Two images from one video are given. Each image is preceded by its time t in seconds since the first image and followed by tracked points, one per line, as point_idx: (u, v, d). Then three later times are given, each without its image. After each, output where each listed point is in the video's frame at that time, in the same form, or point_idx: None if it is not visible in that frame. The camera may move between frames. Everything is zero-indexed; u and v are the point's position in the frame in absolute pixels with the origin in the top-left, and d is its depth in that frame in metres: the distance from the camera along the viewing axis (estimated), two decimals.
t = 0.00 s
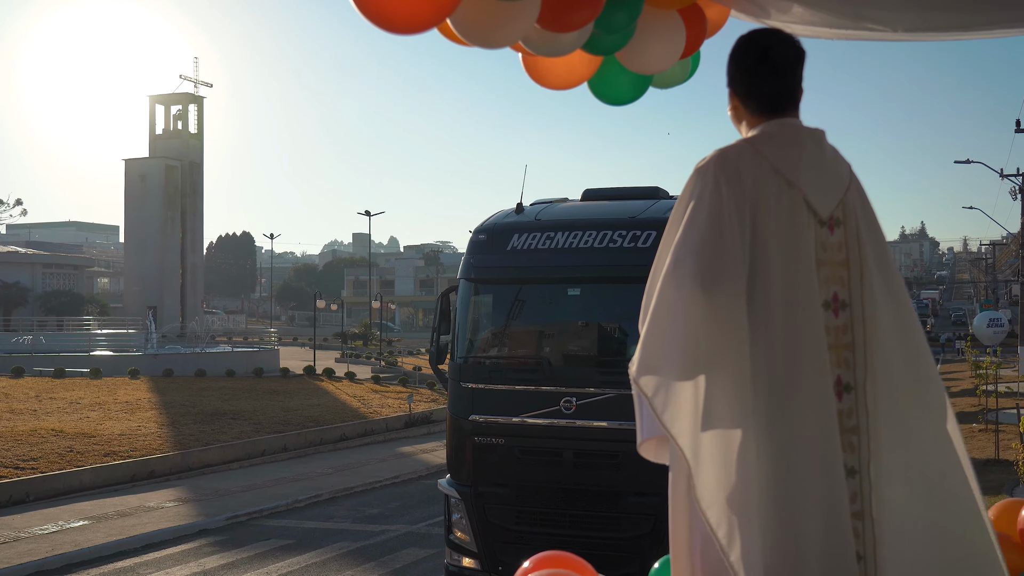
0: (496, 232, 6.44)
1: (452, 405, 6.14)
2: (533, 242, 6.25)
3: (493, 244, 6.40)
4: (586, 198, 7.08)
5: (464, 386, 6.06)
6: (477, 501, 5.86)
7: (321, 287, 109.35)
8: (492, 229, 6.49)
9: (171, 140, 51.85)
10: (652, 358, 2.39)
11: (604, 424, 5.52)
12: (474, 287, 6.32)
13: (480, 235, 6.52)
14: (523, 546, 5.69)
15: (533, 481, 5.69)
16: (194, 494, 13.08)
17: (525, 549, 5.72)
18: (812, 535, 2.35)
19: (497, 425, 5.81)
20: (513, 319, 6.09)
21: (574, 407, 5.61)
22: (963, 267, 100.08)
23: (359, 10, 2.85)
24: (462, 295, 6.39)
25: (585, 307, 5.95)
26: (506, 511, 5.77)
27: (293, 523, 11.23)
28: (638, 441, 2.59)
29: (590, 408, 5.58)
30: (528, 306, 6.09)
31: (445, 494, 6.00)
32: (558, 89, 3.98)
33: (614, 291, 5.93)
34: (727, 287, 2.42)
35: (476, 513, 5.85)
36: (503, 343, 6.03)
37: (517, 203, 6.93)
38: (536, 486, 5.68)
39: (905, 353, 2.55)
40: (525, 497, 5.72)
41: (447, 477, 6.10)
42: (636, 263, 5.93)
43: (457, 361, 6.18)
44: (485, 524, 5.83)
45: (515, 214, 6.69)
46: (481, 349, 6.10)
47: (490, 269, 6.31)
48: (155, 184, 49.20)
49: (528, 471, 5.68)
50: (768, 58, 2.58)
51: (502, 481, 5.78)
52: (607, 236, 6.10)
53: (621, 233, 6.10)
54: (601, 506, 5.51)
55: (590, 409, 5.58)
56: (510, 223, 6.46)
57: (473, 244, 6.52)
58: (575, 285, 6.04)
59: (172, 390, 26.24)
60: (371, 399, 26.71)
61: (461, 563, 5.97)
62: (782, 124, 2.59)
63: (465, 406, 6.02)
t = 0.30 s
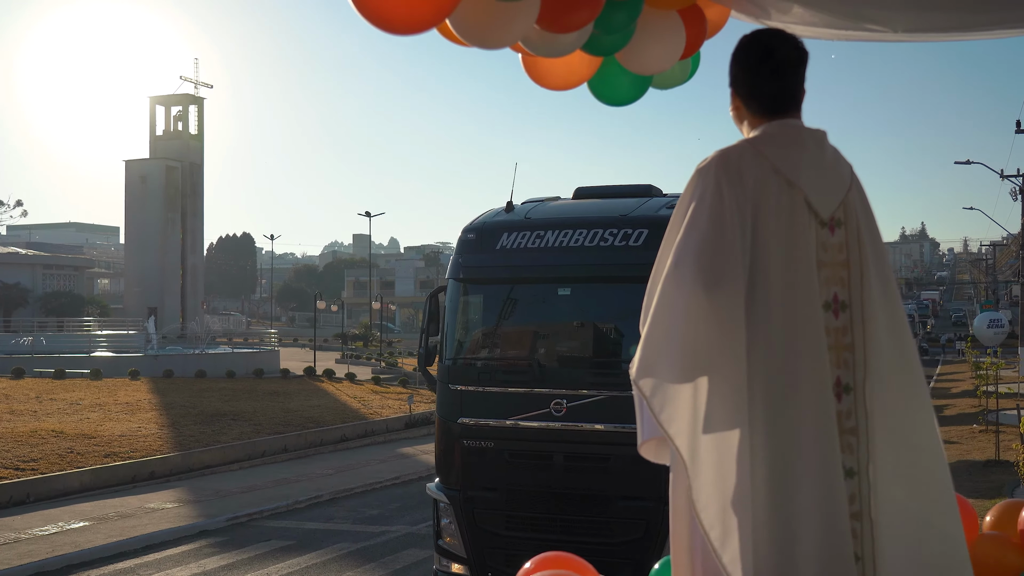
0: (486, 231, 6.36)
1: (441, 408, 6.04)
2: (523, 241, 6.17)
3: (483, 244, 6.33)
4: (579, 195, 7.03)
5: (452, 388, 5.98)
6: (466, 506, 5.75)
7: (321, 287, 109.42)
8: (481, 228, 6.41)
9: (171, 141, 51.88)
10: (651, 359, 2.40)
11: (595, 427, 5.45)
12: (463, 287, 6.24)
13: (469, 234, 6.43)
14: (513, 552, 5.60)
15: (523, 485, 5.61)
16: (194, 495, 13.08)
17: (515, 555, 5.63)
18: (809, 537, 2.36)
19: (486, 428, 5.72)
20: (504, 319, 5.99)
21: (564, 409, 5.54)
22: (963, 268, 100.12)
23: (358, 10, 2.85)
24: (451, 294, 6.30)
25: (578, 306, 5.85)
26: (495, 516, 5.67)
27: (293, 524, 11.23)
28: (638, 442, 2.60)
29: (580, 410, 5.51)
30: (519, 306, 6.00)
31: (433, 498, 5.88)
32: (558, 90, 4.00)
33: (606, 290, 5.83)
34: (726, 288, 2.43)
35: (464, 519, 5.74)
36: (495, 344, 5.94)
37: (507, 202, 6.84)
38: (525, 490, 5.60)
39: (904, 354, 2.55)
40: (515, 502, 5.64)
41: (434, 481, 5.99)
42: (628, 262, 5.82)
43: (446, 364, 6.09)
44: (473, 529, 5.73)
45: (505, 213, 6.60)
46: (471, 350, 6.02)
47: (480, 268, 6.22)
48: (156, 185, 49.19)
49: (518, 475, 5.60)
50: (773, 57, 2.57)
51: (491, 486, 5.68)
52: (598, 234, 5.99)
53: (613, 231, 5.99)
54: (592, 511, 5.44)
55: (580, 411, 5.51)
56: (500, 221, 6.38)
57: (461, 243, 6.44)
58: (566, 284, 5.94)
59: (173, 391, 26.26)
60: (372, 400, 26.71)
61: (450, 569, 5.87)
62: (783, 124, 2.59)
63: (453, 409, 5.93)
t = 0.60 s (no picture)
0: (474, 230, 6.24)
1: (428, 412, 5.95)
2: (512, 241, 6.06)
3: (471, 244, 6.21)
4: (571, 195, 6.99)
5: (440, 392, 5.89)
6: (454, 512, 5.64)
7: (319, 290, 109.41)
8: (470, 228, 6.29)
9: (169, 144, 51.81)
10: (649, 362, 2.40)
11: (585, 431, 5.36)
12: (451, 288, 6.13)
13: (457, 234, 6.32)
14: (501, 559, 5.48)
15: (511, 491, 5.50)
16: (193, 498, 13.05)
17: (502, 562, 5.51)
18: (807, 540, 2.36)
19: (473, 432, 5.65)
20: (494, 320, 5.91)
21: (553, 413, 5.46)
22: (961, 271, 100.31)
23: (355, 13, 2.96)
24: (439, 295, 6.20)
25: (568, 308, 5.76)
26: (483, 523, 5.56)
27: (291, 527, 11.21)
28: (638, 444, 2.60)
29: (569, 414, 5.43)
30: (508, 308, 5.90)
31: (420, 504, 5.77)
32: (558, 93, 4.07)
33: (596, 291, 5.73)
34: (726, 290, 2.43)
35: (452, 524, 5.63)
36: (485, 347, 5.85)
37: (496, 200, 6.72)
38: (514, 497, 5.49)
39: (901, 358, 2.56)
40: (503, 509, 5.53)
41: (422, 486, 5.88)
42: (620, 263, 5.71)
43: (433, 366, 6.01)
44: (461, 536, 5.62)
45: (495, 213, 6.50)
46: (459, 353, 5.93)
47: (468, 268, 6.11)
48: (154, 188, 49.15)
49: (507, 480, 5.50)
50: (770, 60, 2.58)
51: (480, 491, 5.59)
52: (588, 234, 5.87)
53: (603, 231, 5.86)
54: (582, 517, 5.32)
55: (569, 415, 5.43)
56: (489, 221, 6.27)
57: (449, 243, 6.33)
58: (554, 286, 5.84)
59: (171, 393, 26.24)
60: (370, 402, 26.72)
61: None
62: (781, 128, 2.61)
63: (441, 412, 5.84)
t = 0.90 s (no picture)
0: (464, 230, 6.22)
1: (416, 417, 5.90)
2: (502, 242, 6.04)
3: (460, 244, 6.19)
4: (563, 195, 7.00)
5: (427, 395, 5.86)
6: (442, 519, 5.59)
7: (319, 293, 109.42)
8: (459, 227, 6.27)
9: (169, 147, 51.84)
10: (649, 365, 2.42)
11: (577, 436, 5.33)
12: (440, 289, 6.11)
13: (446, 234, 6.29)
14: (490, 565, 5.47)
15: (501, 497, 5.47)
16: (193, 500, 13.06)
17: (491, 568, 5.50)
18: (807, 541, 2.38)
19: (462, 437, 5.59)
20: (485, 321, 5.90)
21: (543, 417, 5.44)
22: (961, 274, 100.39)
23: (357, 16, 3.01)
24: (428, 297, 6.17)
25: (559, 310, 5.75)
26: (472, 529, 5.53)
27: (290, 530, 11.22)
28: (638, 448, 2.61)
29: (560, 419, 5.40)
30: (499, 311, 5.88)
31: (408, 510, 5.72)
32: (556, 97, 4.12)
33: (588, 292, 5.73)
34: (724, 293, 2.45)
35: (440, 531, 5.59)
36: (475, 348, 5.84)
37: (486, 200, 6.69)
38: (504, 502, 5.46)
39: (898, 360, 2.59)
40: (492, 515, 5.50)
41: (409, 491, 5.82)
42: (611, 265, 5.71)
43: (421, 369, 5.98)
44: (450, 542, 5.58)
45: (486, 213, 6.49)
46: (449, 355, 5.91)
47: (457, 270, 6.10)
48: (154, 190, 49.19)
49: (496, 486, 5.46)
50: (768, 62, 2.59)
51: (468, 498, 5.55)
52: (580, 234, 5.85)
53: (595, 231, 5.84)
54: (573, 523, 5.31)
55: (560, 419, 5.40)
56: (479, 221, 6.25)
57: (438, 244, 6.29)
58: (545, 287, 5.84)
59: (171, 396, 26.26)
60: (370, 405, 26.73)
61: None
62: (779, 131, 2.63)
63: (429, 416, 5.78)
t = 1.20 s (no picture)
0: (452, 230, 6.21)
1: (404, 421, 5.88)
2: (491, 241, 6.04)
3: (449, 243, 6.17)
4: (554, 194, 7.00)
5: (415, 398, 5.83)
6: (430, 524, 5.58)
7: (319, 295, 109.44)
8: (448, 227, 6.25)
9: (169, 149, 51.87)
10: (647, 367, 2.42)
11: (569, 439, 5.33)
12: (428, 290, 6.05)
13: (435, 233, 6.27)
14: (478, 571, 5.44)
15: (490, 501, 5.46)
16: (192, 503, 13.05)
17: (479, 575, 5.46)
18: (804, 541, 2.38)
19: (450, 440, 5.58)
20: (475, 323, 5.84)
21: (533, 420, 5.43)
22: (960, 276, 100.48)
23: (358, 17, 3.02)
24: (416, 297, 6.12)
25: (549, 310, 5.73)
26: (460, 534, 5.51)
27: (290, 532, 11.22)
28: (638, 449, 2.61)
29: (549, 423, 5.40)
30: (490, 313, 5.84)
31: (396, 515, 5.69)
32: (558, 100, 4.14)
33: (579, 292, 5.72)
34: (722, 294, 2.46)
35: (428, 537, 5.57)
36: (468, 351, 5.78)
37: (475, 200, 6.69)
38: (492, 508, 5.45)
39: (895, 362, 2.60)
40: (481, 520, 5.49)
41: (397, 497, 5.80)
42: (603, 264, 5.71)
43: (409, 372, 5.93)
44: (437, 548, 5.56)
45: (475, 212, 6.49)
46: (438, 357, 5.86)
47: (445, 269, 6.06)
48: (154, 192, 49.25)
49: (485, 490, 5.46)
50: (768, 65, 2.60)
51: (457, 502, 5.53)
52: (570, 234, 5.86)
53: (586, 230, 5.85)
54: (563, 528, 5.30)
55: (550, 423, 5.40)
56: (467, 220, 6.25)
57: (427, 243, 6.27)
58: (535, 288, 5.81)
59: (171, 398, 26.27)
60: (370, 407, 26.74)
61: None
62: (776, 133, 2.64)
63: (417, 419, 5.76)
